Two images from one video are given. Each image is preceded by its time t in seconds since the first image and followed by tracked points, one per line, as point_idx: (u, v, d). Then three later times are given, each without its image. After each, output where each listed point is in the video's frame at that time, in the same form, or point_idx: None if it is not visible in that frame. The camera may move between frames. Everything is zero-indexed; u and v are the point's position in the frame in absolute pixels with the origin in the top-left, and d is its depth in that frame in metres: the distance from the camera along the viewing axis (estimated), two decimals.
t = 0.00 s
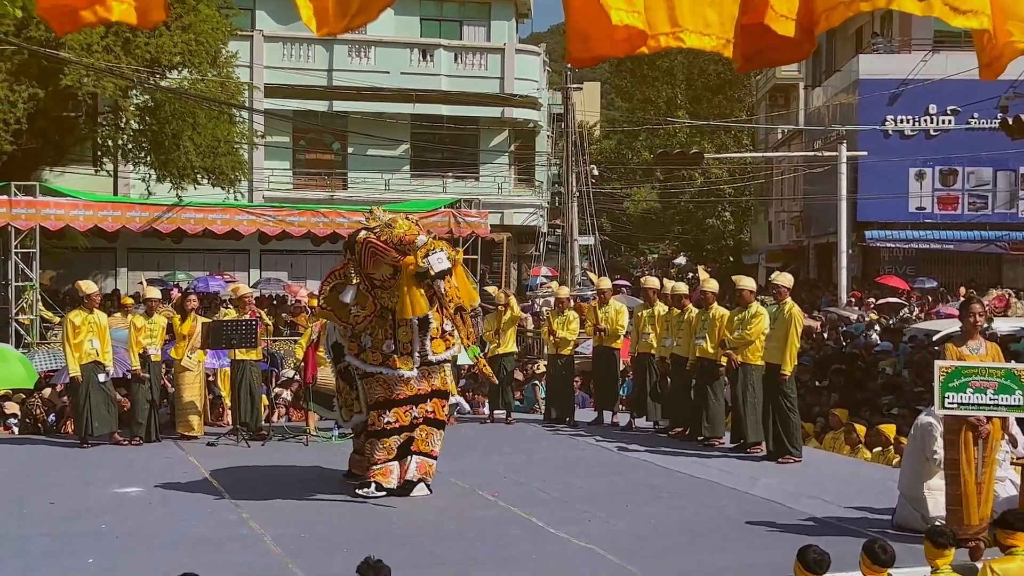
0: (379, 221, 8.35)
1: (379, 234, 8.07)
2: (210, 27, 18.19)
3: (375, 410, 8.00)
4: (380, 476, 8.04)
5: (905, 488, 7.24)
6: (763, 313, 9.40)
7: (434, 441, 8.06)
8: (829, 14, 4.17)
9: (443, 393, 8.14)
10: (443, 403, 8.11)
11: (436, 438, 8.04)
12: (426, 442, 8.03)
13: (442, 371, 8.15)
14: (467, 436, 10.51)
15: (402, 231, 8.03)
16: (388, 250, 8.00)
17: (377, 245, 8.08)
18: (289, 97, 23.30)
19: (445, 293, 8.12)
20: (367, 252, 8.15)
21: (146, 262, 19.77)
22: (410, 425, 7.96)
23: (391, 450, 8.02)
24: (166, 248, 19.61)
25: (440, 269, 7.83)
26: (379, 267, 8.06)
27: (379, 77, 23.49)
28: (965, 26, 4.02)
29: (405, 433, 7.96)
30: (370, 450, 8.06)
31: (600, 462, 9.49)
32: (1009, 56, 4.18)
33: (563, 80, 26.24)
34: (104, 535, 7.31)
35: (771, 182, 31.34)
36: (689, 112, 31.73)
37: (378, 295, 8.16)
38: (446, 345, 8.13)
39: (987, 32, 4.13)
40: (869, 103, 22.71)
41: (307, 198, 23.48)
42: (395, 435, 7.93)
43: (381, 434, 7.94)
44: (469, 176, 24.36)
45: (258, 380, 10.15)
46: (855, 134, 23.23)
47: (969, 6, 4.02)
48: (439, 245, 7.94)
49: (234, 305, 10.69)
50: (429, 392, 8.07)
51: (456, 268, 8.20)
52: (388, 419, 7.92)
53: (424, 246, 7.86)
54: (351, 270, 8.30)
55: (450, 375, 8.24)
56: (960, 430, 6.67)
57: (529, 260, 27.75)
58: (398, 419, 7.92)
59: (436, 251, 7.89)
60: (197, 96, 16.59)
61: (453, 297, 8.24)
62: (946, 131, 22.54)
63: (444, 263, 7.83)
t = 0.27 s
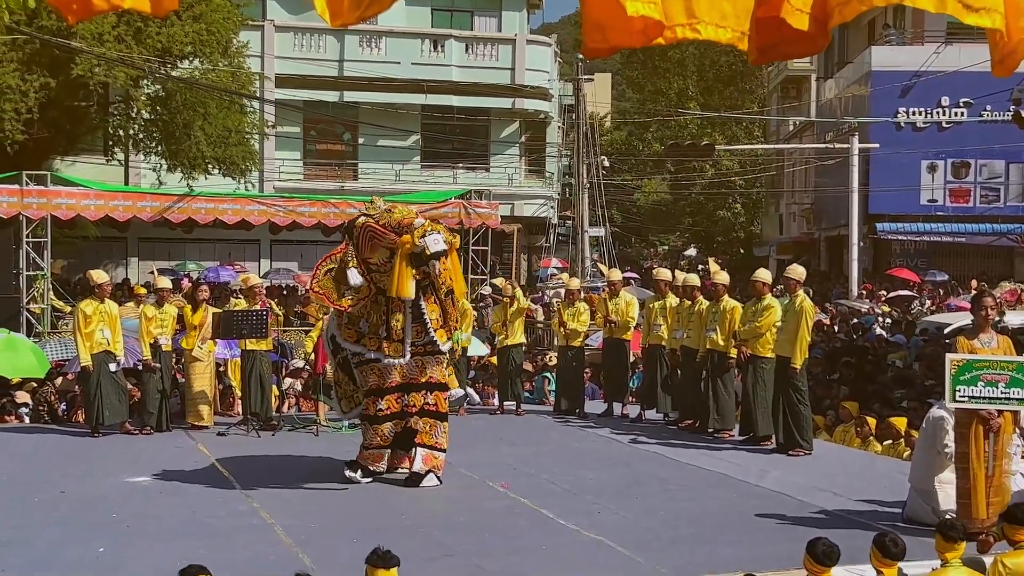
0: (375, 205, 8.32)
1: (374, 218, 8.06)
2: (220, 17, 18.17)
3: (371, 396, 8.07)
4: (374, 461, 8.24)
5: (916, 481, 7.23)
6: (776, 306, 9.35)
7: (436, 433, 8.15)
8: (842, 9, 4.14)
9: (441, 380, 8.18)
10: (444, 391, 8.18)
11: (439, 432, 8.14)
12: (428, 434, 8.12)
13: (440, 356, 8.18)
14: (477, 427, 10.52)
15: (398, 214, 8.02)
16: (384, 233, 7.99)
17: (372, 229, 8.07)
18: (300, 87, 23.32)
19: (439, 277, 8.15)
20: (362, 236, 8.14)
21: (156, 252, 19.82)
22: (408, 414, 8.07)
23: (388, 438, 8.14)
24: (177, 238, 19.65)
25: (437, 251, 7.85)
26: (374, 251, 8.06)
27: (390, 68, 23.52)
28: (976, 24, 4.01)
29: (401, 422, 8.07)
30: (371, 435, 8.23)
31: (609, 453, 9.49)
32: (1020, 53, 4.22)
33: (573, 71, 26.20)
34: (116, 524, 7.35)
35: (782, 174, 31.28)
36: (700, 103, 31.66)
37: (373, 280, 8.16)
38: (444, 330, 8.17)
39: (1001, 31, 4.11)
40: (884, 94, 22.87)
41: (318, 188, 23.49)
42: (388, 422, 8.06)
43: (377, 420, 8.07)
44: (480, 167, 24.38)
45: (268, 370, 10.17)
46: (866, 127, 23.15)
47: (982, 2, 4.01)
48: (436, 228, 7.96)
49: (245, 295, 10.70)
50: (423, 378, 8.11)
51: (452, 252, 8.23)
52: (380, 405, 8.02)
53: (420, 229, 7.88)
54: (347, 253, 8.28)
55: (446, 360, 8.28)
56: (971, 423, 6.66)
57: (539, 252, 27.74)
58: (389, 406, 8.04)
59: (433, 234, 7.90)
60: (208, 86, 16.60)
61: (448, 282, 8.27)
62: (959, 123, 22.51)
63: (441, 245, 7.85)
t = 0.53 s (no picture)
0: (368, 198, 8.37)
1: (364, 212, 8.11)
2: (232, 8, 18.14)
3: (361, 390, 8.18)
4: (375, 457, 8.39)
5: (927, 474, 7.23)
6: (789, 298, 9.33)
7: (429, 429, 8.20)
8: None
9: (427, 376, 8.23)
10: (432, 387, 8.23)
11: (430, 428, 8.18)
12: (419, 430, 8.18)
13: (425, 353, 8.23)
14: (487, 418, 10.55)
15: (386, 210, 8.07)
16: (370, 229, 8.04)
17: (360, 224, 8.13)
18: (311, 78, 23.37)
19: (422, 277, 8.18)
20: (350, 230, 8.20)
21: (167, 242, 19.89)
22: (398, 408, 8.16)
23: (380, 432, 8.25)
24: (188, 229, 19.73)
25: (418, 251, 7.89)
26: (361, 245, 8.13)
27: (402, 59, 23.50)
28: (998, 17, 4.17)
29: (389, 416, 8.18)
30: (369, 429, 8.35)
31: (619, 445, 9.51)
32: None
33: (585, 62, 26.15)
34: (128, 513, 7.39)
35: (794, 166, 31.20)
36: (712, 96, 31.56)
37: (360, 273, 8.23)
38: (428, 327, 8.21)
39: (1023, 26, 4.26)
40: (896, 86, 22.62)
41: (329, 179, 23.52)
42: (377, 415, 8.17)
43: (371, 414, 8.18)
44: (490, 158, 24.40)
45: (278, 361, 10.19)
46: (879, 119, 23.09)
47: None
48: (421, 229, 7.98)
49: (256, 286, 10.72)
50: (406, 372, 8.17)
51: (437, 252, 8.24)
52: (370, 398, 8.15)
53: (405, 228, 7.92)
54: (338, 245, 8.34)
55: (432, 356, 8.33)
56: (981, 418, 6.65)
57: (549, 244, 27.73)
58: (379, 399, 8.14)
59: (416, 233, 7.93)
60: (219, 77, 16.61)
61: (431, 282, 8.27)
62: (971, 116, 22.45)
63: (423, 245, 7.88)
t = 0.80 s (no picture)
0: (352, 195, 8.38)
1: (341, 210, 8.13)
2: None
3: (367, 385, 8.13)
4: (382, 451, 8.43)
5: (939, 469, 7.20)
6: (800, 291, 9.34)
7: (429, 417, 8.18)
8: None
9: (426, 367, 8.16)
10: (433, 377, 8.17)
11: (428, 416, 8.17)
12: (418, 418, 8.17)
13: (420, 346, 8.14)
14: (498, 411, 10.57)
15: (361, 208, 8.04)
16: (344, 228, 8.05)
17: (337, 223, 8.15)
18: (323, 70, 23.42)
19: (393, 273, 7.96)
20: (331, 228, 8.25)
21: (178, 234, 19.96)
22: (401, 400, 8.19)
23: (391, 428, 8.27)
24: (200, 220, 19.82)
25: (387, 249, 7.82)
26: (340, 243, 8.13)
27: (413, 51, 23.65)
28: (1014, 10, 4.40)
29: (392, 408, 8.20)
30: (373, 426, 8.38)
31: (629, 439, 9.52)
32: None
33: (597, 55, 26.14)
34: (140, 504, 7.42)
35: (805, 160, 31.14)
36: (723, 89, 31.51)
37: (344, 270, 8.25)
38: (417, 321, 8.09)
39: None
40: (910, 79, 22.68)
41: (340, 172, 23.55)
42: (384, 409, 8.17)
43: (376, 409, 8.17)
44: (501, 151, 24.36)
45: (289, 353, 10.22)
46: (891, 113, 23.06)
47: None
48: (390, 225, 7.90)
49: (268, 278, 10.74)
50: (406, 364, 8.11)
51: (408, 248, 8.04)
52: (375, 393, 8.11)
53: (372, 225, 7.86)
54: (326, 243, 8.40)
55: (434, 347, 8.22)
56: (993, 412, 6.66)
57: (560, 237, 27.73)
58: (384, 393, 8.10)
59: (384, 230, 7.85)
60: (230, 68, 16.62)
61: (405, 281, 8.01)
62: (984, 110, 22.41)
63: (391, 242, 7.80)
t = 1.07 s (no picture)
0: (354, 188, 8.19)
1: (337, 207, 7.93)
2: None
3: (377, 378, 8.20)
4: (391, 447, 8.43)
5: (949, 467, 7.19)
6: (812, 287, 9.33)
7: (436, 412, 8.23)
8: None
9: (437, 363, 8.19)
10: (442, 372, 8.20)
11: (436, 410, 8.20)
12: (424, 413, 8.20)
13: (425, 344, 8.16)
14: (508, 406, 10.59)
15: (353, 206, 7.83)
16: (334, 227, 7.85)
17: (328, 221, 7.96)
18: (334, 65, 23.55)
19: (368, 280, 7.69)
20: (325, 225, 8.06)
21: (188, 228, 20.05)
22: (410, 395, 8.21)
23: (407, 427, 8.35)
24: (210, 214, 19.94)
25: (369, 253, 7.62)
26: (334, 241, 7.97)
27: (423, 45, 23.72)
28: None
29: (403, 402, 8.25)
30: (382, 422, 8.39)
31: (639, 434, 9.53)
32: None
33: (608, 49, 26.11)
34: (151, 497, 7.45)
35: (816, 155, 31.09)
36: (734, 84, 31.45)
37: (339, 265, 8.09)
38: (417, 321, 8.09)
39: None
40: (921, 75, 22.62)
41: (350, 166, 23.59)
42: (394, 403, 8.21)
43: (387, 403, 8.21)
44: (512, 146, 24.38)
45: (300, 347, 10.25)
46: (902, 109, 23.02)
47: None
48: (371, 229, 7.64)
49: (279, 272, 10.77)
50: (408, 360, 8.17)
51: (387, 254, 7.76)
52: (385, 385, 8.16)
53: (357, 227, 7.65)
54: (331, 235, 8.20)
55: (438, 343, 8.21)
56: (1004, 409, 6.65)
57: (570, 232, 27.73)
58: (393, 386, 8.16)
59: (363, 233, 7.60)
60: (242, 61, 16.63)
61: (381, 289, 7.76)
62: (996, 106, 22.35)
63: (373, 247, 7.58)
